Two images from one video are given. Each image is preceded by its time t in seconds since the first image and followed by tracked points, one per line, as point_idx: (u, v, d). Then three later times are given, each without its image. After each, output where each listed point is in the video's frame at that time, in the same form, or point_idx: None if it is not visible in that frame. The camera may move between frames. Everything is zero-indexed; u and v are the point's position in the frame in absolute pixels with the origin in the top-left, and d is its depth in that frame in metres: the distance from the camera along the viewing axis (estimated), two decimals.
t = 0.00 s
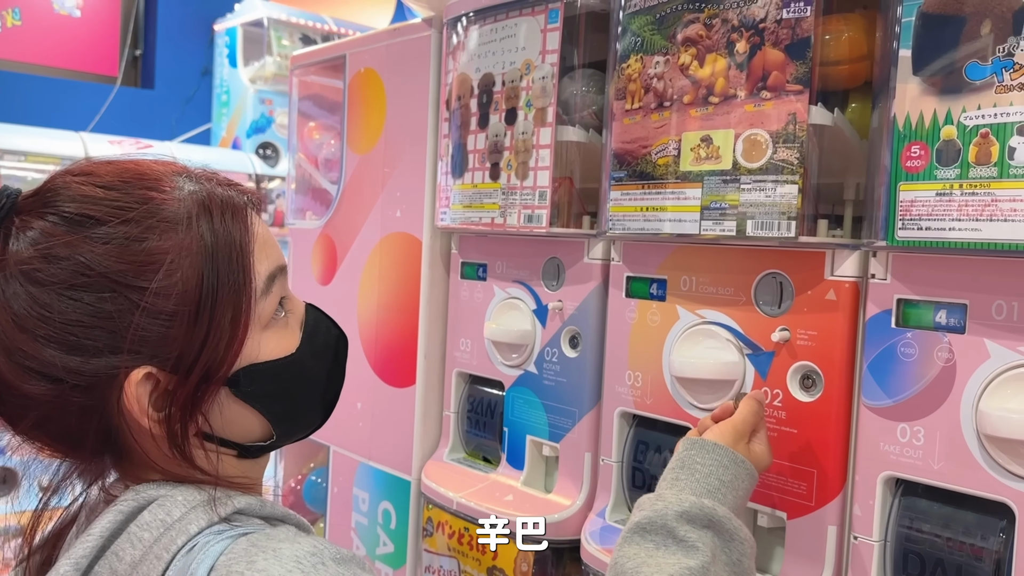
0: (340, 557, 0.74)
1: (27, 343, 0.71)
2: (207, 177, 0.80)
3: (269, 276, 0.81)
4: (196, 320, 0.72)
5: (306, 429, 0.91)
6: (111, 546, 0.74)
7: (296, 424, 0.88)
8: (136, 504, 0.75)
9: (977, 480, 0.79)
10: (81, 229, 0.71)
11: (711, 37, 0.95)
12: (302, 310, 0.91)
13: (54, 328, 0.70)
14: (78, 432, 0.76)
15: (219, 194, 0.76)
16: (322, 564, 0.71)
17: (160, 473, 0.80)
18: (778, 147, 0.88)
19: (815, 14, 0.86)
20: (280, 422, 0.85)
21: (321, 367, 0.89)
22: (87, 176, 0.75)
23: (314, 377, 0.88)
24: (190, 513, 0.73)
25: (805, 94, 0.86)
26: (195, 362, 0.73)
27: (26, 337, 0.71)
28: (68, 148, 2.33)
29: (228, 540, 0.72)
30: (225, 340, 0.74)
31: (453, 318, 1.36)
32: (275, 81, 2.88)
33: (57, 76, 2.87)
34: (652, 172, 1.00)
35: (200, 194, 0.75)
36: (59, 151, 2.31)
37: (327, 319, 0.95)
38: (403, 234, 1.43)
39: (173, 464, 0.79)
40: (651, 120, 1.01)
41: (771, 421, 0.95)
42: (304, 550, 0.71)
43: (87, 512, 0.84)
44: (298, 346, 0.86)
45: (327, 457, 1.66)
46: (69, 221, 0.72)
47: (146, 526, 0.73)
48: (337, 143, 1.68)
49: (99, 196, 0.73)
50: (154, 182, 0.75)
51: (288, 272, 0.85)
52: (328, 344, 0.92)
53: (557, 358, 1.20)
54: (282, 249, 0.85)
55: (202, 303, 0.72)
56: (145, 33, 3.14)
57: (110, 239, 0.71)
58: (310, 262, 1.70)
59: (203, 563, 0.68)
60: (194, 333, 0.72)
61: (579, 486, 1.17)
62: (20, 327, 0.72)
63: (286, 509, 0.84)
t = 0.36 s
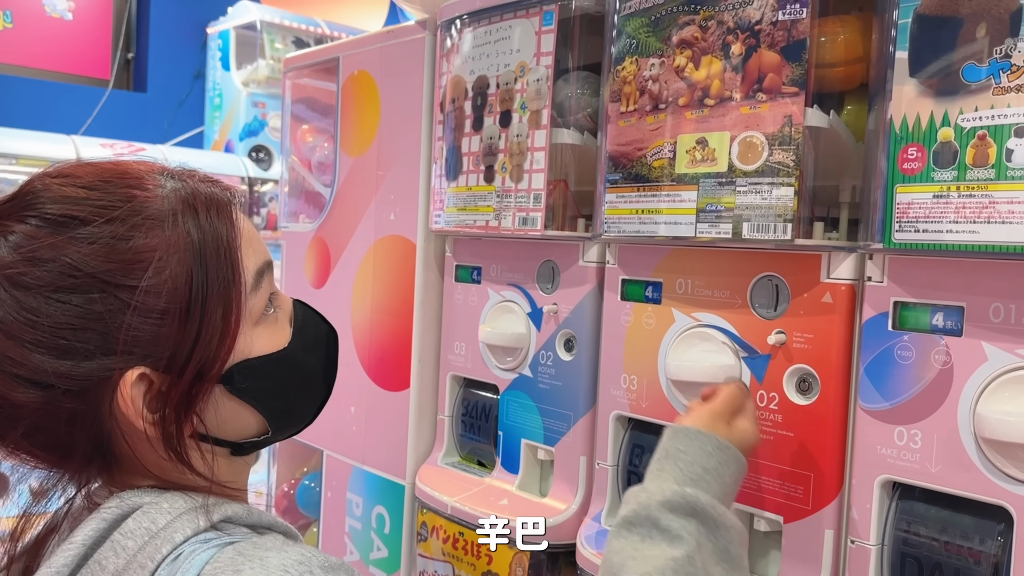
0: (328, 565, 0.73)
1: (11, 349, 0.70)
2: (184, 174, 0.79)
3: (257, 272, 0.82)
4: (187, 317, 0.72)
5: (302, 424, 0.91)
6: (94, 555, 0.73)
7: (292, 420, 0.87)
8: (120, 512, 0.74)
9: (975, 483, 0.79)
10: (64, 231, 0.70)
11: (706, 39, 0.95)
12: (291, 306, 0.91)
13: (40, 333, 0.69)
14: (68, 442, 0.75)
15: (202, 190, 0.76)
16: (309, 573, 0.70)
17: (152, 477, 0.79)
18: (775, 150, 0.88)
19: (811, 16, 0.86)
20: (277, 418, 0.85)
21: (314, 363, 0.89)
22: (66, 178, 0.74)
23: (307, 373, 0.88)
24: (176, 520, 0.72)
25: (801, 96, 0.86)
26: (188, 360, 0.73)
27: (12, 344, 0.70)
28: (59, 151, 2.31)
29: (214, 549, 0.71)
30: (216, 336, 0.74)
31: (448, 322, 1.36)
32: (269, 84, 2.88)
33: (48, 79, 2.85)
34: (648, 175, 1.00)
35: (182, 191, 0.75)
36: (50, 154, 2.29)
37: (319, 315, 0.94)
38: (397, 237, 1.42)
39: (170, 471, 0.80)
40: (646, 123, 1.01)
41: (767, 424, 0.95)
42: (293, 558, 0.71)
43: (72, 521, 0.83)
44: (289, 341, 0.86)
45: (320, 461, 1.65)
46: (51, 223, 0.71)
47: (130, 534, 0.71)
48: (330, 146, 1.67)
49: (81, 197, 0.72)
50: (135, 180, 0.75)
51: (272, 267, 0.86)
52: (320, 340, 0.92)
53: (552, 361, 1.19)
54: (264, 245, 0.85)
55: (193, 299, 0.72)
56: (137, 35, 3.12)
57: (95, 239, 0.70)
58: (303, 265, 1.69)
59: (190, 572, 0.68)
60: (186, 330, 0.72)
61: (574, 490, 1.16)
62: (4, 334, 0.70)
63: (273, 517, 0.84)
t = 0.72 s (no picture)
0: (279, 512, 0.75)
1: None
2: (156, 171, 0.80)
3: (226, 269, 0.82)
4: (157, 310, 0.71)
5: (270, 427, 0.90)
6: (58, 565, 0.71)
7: (260, 423, 0.87)
8: (82, 518, 0.73)
9: (968, 484, 0.79)
10: (33, 222, 0.70)
11: (699, 41, 0.95)
12: (261, 308, 0.91)
13: (7, 324, 0.69)
14: (45, 436, 0.75)
15: (172, 185, 0.76)
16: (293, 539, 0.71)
17: (118, 478, 0.79)
18: (767, 151, 0.88)
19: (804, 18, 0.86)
20: (244, 418, 0.85)
21: (285, 364, 0.89)
22: (36, 172, 0.74)
23: (277, 375, 0.87)
24: (140, 520, 0.72)
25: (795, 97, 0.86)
26: (157, 354, 0.72)
27: None
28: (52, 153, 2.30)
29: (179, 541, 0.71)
30: (187, 330, 0.73)
31: (442, 324, 1.35)
32: (260, 87, 2.85)
33: (41, 81, 2.84)
34: (642, 176, 1.00)
35: (152, 186, 0.75)
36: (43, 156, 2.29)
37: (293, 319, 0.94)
38: (391, 238, 1.42)
39: (142, 470, 0.80)
40: (639, 124, 1.01)
41: (761, 426, 0.94)
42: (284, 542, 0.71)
43: (28, 531, 0.79)
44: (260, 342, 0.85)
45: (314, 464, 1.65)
46: (20, 214, 0.71)
47: (93, 538, 0.71)
48: (324, 148, 1.67)
49: (51, 189, 0.72)
50: (106, 175, 0.75)
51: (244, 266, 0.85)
52: (293, 343, 0.92)
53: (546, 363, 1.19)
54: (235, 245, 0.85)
55: (162, 290, 0.71)
56: (131, 37, 3.12)
57: (65, 230, 0.70)
58: (297, 268, 1.68)
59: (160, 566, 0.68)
60: (156, 322, 0.71)
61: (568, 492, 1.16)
62: None
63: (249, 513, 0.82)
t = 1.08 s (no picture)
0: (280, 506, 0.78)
1: None
2: (117, 180, 0.80)
3: (196, 279, 0.82)
4: (129, 325, 0.72)
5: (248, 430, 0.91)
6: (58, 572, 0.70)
7: (237, 428, 0.87)
8: (77, 526, 0.72)
9: (957, 486, 0.79)
10: None
11: (691, 46, 0.95)
12: (230, 312, 0.91)
13: None
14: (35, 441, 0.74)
15: (135, 197, 0.76)
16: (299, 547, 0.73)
17: (99, 489, 0.78)
18: (758, 156, 0.88)
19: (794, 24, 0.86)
20: (219, 425, 0.85)
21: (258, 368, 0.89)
22: None
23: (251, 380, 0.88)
24: (137, 525, 0.73)
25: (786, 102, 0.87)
26: (131, 369, 0.73)
27: None
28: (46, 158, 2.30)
29: (182, 544, 0.72)
30: (159, 344, 0.74)
31: (435, 327, 1.36)
32: (257, 90, 2.87)
33: (34, 84, 2.83)
34: (634, 180, 1.00)
35: (116, 198, 0.75)
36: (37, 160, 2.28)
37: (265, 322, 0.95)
38: (384, 242, 1.42)
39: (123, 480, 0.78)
40: (631, 128, 1.01)
41: (752, 429, 0.95)
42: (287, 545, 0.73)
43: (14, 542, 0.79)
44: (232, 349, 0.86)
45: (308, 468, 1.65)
46: None
47: (92, 545, 0.70)
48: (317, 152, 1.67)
49: (10, 206, 0.70)
50: (67, 190, 0.74)
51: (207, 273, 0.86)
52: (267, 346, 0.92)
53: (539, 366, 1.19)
54: (202, 251, 0.85)
55: (133, 305, 0.72)
56: (124, 40, 3.11)
57: (30, 249, 0.68)
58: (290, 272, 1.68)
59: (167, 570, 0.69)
60: (130, 338, 0.72)
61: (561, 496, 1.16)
62: None
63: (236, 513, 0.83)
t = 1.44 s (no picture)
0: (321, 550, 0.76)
1: None
2: (165, 184, 0.79)
3: (230, 291, 0.82)
4: (155, 329, 0.71)
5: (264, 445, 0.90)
6: None
7: (253, 442, 0.87)
8: (98, 530, 0.72)
9: (954, 489, 0.79)
10: (35, 236, 0.70)
11: (688, 49, 0.95)
12: (263, 327, 0.91)
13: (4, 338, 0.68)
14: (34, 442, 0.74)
15: (180, 202, 0.76)
16: (310, 561, 0.72)
17: (117, 492, 0.78)
18: (756, 159, 0.88)
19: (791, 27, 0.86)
20: (236, 438, 0.84)
21: (281, 386, 0.89)
22: (41, 183, 0.74)
23: (273, 397, 0.87)
24: (159, 532, 0.72)
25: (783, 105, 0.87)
26: (153, 372, 0.72)
27: None
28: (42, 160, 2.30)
29: (206, 553, 0.71)
30: (184, 350, 0.73)
31: (433, 330, 1.35)
32: (252, 92, 2.86)
33: (29, 86, 2.83)
34: (630, 183, 1.00)
35: (159, 202, 0.75)
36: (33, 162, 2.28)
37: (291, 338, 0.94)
38: (381, 245, 1.42)
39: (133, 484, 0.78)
40: (629, 131, 1.01)
41: (749, 432, 0.95)
42: (290, 550, 0.72)
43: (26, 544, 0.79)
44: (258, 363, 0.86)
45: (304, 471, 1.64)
46: (24, 227, 0.70)
47: (112, 550, 0.70)
48: (314, 154, 1.67)
49: (54, 202, 0.72)
50: (112, 189, 0.75)
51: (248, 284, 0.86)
52: (289, 364, 0.92)
53: (536, 369, 1.19)
54: (241, 262, 0.85)
55: (161, 310, 0.71)
56: (120, 42, 3.11)
57: (67, 245, 0.69)
58: (287, 275, 1.68)
59: None
60: (156, 342, 0.71)
61: (558, 499, 1.16)
62: None
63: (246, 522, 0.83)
